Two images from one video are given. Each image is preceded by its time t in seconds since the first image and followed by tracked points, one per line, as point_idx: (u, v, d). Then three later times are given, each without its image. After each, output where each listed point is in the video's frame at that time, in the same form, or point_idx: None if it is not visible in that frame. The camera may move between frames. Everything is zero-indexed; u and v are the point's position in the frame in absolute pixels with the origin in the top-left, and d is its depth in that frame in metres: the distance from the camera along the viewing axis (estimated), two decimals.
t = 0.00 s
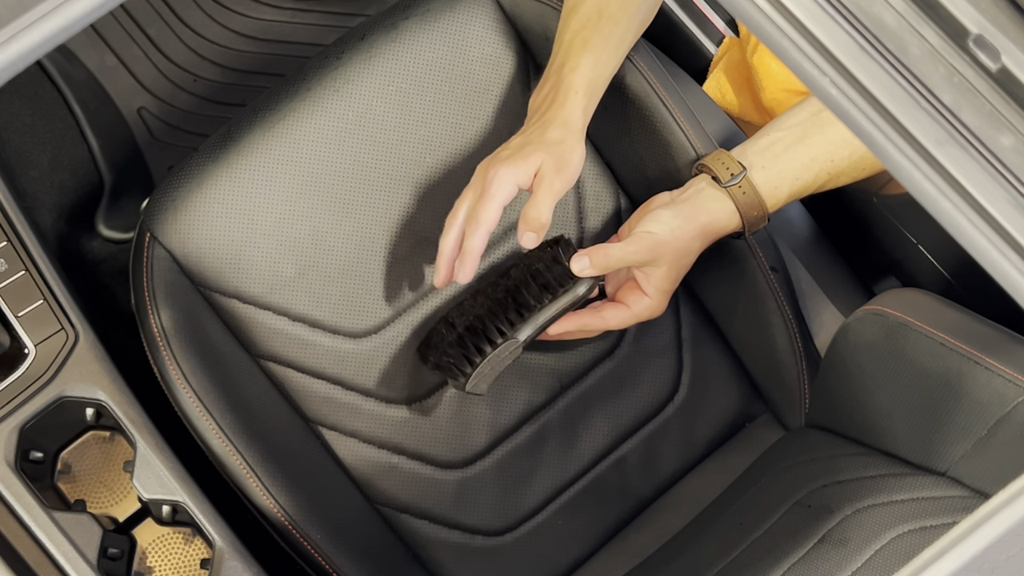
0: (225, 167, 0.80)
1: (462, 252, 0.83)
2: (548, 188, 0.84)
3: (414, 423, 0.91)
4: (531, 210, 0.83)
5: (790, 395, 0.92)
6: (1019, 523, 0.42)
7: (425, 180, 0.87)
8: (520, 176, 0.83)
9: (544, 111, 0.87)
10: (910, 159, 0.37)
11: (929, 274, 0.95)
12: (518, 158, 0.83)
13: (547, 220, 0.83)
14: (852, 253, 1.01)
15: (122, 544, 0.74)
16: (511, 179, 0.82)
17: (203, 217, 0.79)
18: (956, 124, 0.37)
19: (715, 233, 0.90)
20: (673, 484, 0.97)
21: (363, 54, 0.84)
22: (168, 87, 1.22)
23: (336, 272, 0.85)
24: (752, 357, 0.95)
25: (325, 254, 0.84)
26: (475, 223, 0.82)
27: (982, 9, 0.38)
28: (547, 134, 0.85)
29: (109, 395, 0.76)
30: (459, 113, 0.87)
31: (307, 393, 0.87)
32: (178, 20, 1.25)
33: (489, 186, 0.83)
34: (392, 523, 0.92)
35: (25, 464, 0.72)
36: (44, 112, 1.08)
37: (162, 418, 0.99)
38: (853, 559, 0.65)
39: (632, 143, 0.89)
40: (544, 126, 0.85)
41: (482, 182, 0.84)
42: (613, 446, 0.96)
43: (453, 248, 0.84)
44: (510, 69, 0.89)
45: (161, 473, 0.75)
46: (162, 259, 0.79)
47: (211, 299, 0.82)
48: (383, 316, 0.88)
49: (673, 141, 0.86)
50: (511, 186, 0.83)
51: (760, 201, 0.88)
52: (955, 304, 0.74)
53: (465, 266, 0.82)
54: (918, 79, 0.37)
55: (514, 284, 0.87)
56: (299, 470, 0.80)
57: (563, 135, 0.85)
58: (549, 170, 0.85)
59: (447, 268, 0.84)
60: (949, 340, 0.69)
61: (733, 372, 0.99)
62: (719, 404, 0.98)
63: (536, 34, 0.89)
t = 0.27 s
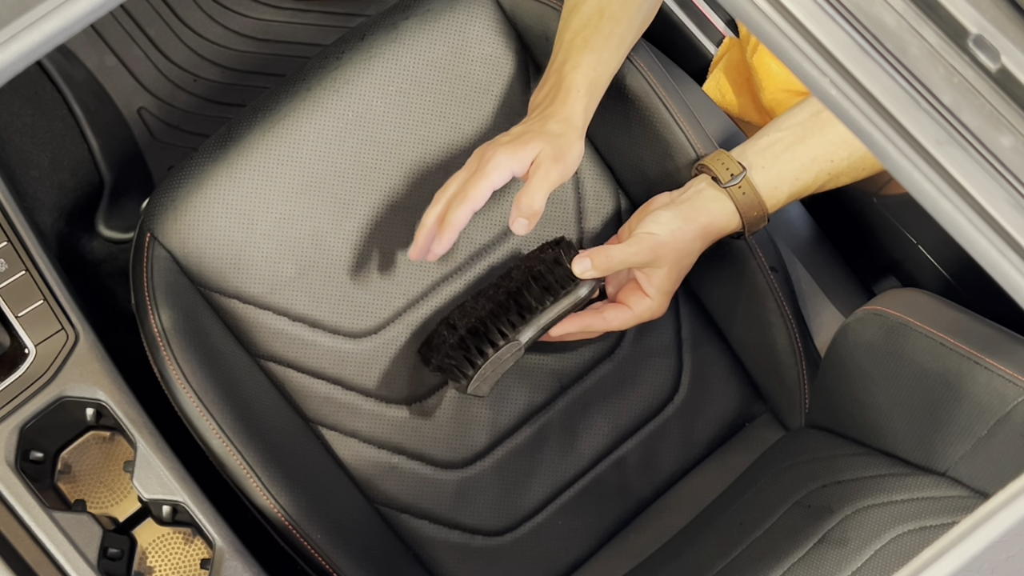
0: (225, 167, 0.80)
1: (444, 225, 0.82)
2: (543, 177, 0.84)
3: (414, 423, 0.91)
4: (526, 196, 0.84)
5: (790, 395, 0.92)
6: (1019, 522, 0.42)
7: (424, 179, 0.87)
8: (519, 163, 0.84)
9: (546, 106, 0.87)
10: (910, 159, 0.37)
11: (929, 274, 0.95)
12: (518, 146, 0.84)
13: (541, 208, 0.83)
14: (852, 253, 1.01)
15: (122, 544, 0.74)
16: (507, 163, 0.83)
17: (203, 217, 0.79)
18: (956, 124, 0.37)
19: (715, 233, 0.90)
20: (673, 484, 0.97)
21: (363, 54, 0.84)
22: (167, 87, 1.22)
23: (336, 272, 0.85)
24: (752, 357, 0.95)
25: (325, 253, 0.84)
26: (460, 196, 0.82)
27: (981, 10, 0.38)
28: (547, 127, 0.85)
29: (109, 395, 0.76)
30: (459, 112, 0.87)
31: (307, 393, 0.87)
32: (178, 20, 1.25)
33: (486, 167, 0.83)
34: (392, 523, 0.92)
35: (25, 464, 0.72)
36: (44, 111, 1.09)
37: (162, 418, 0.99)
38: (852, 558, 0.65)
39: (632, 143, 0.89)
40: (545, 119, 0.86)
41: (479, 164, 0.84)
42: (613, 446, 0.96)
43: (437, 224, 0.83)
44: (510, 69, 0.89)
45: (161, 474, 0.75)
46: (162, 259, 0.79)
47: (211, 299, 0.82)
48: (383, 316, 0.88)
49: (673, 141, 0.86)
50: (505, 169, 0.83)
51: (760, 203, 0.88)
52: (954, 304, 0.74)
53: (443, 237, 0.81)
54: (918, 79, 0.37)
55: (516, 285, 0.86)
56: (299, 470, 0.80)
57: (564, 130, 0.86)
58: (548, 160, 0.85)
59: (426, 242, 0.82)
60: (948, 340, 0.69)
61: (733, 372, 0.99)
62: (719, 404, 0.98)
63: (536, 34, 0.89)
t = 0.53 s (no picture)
0: (225, 167, 0.80)
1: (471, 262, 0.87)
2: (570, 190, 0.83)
3: (414, 423, 0.91)
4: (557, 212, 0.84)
5: (790, 395, 0.92)
6: (1018, 523, 0.42)
7: (424, 179, 0.87)
8: (544, 185, 0.84)
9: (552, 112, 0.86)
10: (910, 159, 0.37)
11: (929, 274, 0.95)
12: (540, 168, 0.84)
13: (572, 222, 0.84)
14: (852, 253, 1.01)
15: (122, 544, 0.74)
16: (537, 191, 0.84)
17: (203, 217, 0.80)
18: (956, 124, 0.37)
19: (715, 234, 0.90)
20: (673, 484, 0.97)
21: (363, 54, 0.84)
22: (168, 87, 1.22)
23: (336, 272, 0.85)
24: (752, 357, 0.95)
25: (325, 253, 0.84)
26: (492, 234, 0.85)
27: (981, 10, 0.38)
28: (562, 139, 0.84)
29: (109, 395, 0.76)
30: (459, 112, 0.87)
31: (306, 393, 0.87)
32: (178, 20, 1.25)
33: (515, 200, 0.84)
34: (392, 523, 0.92)
35: (25, 464, 0.72)
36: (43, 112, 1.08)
37: (162, 418, 0.99)
38: (853, 559, 0.65)
39: (632, 143, 0.89)
40: (559, 127, 0.85)
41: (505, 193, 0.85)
42: (613, 446, 0.96)
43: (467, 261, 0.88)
44: (510, 69, 0.89)
45: (160, 473, 0.75)
46: (162, 259, 0.79)
47: (211, 299, 0.82)
48: (383, 316, 0.88)
49: (673, 141, 0.86)
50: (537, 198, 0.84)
51: (760, 202, 0.88)
52: (954, 304, 0.74)
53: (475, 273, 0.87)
54: (918, 78, 0.37)
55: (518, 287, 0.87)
56: (299, 470, 0.80)
57: (574, 137, 0.84)
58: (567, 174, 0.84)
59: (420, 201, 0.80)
60: (949, 340, 0.69)
61: (733, 372, 0.99)
62: (719, 404, 0.98)
63: (536, 35, 0.89)
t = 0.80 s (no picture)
0: (225, 167, 0.80)
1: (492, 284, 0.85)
2: (585, 204, 0.85)
3: (414, 423, 0.91)
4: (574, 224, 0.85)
5: (790, 395, 0.92)
6: (1018, 523, 0.42)
7: (425, 179, 0.87)
8: (558, 198, 0.85)
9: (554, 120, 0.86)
10: (910, 159, 0.37)
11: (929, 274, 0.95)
12: (553, 184, 0.85)
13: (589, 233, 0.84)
14: (852, 254, 1.01)
15: (122, 544, 0.74)
16: (553, 206, 0.85)
17: (203, 217, 0.80)
18: (956, 124, 0.37)
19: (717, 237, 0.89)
20: (673, 484, 0.97)
21: (363, 54, 0.84)
22: (168, 87, 1.22)
23: (336, 272, 0.85)
24: (753, 357, 0.95)
25: (325, 253, 0.84)
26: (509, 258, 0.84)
27: (981, 10, 0.38)
28: (570, 151, 0.86)
29: (109, 395, 0.76)
30: (459, 112, 0.87)
31: (306, 393, 0.87)
32: (178, 20, 1.25)
33: (532, 218, 0.85)
34: (392, 523, 0.92)
35: (25, 464, 0.72)
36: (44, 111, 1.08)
37: (162, 418, 0.99)
38: (852, 558, 0.65)
39: (632, 143, 0.89)
40: (562, 135, 0.86)
41: (519, 212, 0.85)
42: (613, 446, 0.96)
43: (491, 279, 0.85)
44: (510, 70, 0.89)
45: (160, 473, 0.75)
46: (162, 259, 0.79)
47: (211, 299, 0.82)
48: (383, 316, 0.88)
49: (674, 140, 0.86)
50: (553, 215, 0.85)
51: (761, 203, 0.88)
52: (954, 304, 0.74)
53: (497, 293, 0.83)
54: (918, 78, 0.37)
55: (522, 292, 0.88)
56: (299, 470, 0.80)
57: (580, 146, 0.86)
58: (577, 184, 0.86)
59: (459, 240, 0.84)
60: (949, 340, 0.69)
61: (733, 372, 0.99)
62: (719, 404, 0.98)
63: (536, 35, 0.89)
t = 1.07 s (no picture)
0: (225, 167, 0.80)
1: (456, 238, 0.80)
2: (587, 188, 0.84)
3: (414, 423, 0.91)
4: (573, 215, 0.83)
5: (790, 395, 0.92)
6: (1018, 523, 0.42)
7: (425, 180, 0.87)
8: (559, 178, 0.83)
9: (563, 102, 0.86)
10: (910, 159, 0.37)
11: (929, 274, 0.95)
12: (556, 161, 0.83)
13: (590, 226, 0.83)
14: (852, 254, 1.01)
15: (122, 544, 0.74)
16: (550, 182, 0.82)
17: (203, 217, 0.80)
18: (956, 124, 0.37)
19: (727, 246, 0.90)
20: (673, 484, 0.97)
21: (363, 54, 0.84)
22: (168, 87, 1.22)
23: (336, 272, 0.85)
24: (752, 357, 0.95)
25: (325, 253, 0.84)
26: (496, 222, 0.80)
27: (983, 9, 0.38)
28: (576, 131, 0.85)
29: (109, 395, 0.76)
30: (459, 113, 0.87)
31: (306, 393, 0.87)
32: (178, 20, 1.25)
33: (525, 189, 0.82)
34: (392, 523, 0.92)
35: (25, 464, 0.72)
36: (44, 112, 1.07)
37: (162, 418, 0.99)
38: (852, 558, 0.65)
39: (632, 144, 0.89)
40: (574, 119, 0.85)
41: (516, 180, 0.82)
42: (613, 446, 0.96)
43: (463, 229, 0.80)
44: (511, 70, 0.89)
45: (160, 473, 0.76)
46: (162, 259, 0.79)
47: (211, 299, 0.82)
48: (383, 316, 0.88)
49: (674, 141, 0.86)
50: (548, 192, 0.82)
51: (763, 208, 0.89)
52: (954, 304, 0.74)
53: (486, 260, 0.78)
54: (919, 78, 0.37)
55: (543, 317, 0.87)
56: (299, 470, 0.80)
57: (590, 136, 0.85)
58: (584, 173, 0.84)
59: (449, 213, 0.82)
60: (949, 340, 0.69)
61: (733, 372, 0.99)
62: (719, 404, 0.98)
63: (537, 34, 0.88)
